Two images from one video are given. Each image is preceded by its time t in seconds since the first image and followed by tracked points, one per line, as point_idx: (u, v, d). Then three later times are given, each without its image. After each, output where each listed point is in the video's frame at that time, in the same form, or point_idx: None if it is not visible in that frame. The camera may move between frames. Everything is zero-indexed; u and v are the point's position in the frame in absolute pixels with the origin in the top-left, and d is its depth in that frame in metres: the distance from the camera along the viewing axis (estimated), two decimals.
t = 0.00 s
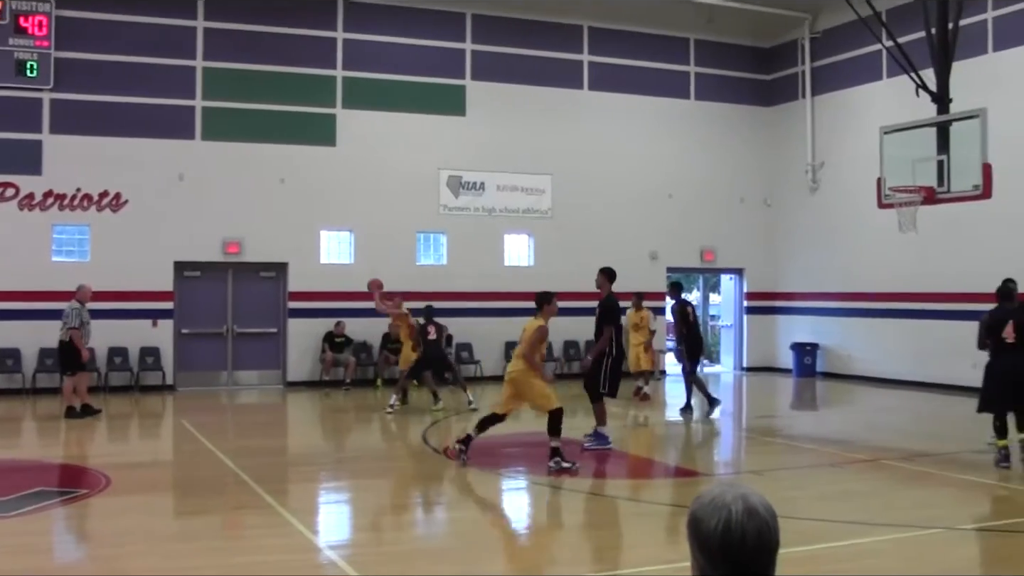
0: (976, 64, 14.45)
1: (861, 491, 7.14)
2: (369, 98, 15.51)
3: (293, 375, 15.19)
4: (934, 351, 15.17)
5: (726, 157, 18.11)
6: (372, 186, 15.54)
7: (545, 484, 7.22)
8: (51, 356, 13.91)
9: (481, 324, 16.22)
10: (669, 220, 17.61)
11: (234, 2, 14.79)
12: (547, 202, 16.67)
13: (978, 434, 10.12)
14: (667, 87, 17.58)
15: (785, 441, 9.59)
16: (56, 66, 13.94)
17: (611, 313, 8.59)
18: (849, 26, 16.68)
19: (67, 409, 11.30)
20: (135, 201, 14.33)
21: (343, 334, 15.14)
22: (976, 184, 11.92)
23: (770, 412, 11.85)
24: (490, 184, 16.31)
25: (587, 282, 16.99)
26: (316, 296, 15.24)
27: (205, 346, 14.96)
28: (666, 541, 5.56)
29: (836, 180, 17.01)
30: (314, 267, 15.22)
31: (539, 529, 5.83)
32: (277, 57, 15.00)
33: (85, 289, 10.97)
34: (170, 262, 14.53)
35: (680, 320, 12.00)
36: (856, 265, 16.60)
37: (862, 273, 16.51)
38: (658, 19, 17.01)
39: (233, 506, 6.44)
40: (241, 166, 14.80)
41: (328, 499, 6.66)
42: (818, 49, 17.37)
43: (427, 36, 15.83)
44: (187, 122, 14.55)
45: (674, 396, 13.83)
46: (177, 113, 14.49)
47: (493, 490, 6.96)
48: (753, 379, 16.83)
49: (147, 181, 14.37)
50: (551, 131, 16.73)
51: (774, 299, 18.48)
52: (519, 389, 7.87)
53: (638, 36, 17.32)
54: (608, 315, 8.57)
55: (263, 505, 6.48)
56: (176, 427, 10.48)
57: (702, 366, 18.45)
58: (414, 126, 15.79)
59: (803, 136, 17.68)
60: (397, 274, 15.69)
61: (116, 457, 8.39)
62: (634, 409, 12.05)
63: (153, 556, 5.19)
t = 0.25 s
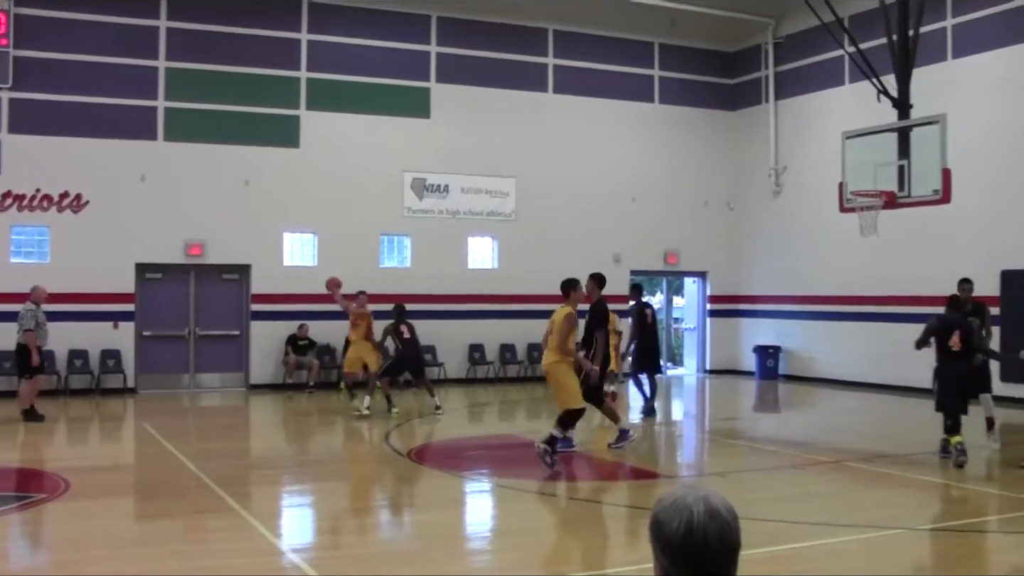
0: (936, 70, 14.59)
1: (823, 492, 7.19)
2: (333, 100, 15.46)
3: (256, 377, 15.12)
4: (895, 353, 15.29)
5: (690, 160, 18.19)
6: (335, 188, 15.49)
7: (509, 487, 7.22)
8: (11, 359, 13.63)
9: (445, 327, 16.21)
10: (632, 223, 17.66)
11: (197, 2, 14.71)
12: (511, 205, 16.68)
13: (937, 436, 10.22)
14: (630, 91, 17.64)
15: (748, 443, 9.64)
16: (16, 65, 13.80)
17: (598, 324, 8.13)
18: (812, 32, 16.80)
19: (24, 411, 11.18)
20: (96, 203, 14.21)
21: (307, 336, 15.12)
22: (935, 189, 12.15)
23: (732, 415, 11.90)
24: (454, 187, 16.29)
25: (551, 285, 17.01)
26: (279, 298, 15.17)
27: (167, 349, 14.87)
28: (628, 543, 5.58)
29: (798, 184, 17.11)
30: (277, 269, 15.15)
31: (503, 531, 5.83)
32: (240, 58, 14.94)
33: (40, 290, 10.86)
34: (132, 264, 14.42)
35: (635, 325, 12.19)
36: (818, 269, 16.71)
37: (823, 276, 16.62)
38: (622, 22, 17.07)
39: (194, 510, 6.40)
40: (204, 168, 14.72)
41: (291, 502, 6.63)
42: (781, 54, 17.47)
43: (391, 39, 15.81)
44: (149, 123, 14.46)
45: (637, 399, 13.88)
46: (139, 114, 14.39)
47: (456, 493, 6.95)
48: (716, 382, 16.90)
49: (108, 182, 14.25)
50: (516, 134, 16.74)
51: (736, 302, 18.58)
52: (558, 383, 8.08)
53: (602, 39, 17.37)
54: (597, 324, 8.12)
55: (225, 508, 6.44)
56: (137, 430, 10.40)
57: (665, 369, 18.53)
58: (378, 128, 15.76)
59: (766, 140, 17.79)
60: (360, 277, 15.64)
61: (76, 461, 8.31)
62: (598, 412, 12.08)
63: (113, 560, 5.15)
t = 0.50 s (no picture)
0: (894, 72, 14.72)
1: (783, 491, 7.24)
2: (294, 100, 15.41)
3: (216, 378, 15.05)
4: (853, 353, 15.41)
5: (651, 161, 18.26)
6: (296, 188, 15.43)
7: (470, 487, 7.23)
8: None
9: (406, 327, 16.19)
10: (593, 224, 17.71)
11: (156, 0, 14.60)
12: (472, 205, 16.69)
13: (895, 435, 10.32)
14: (592, 91, 17.68)
15: (708, 443, 9.69)
16: None
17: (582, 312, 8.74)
18: (772, 33, 16.91)
19: None
20: (54, 202, 14.08)
21: (267, 337, 15.08)
22: (892, 190, 12.30)
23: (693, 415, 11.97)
24: (416, 187, 16.28)
25: (512, 286, 17.03)
26: (239, 298, 15.09)
27: (126, 349, 14.77)
28: (589, 543, 5.60)
29: (758, 185, 17.22)
30: (237, 269, 15.08)
31: (464, 532, 5.84)
32: (200, 57, 14.86)
33: None
34: (90, 264, 14.31)
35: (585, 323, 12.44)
36: (778, 269, 16.82)
37: (782, 276, 16.73)
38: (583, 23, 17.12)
39: (154, 512, 6.37)
40: (163, 168, 14.62)
41: (252, 503, 6.61)
42: (741, 55, 17.57)
43: (352, 38, 15.77)
44: (108, 122, 14.35)
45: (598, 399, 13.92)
46: (98, 113, 14.28)
47: (417, 493, 6.96)
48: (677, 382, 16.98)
49: (66, 182, 14.12)
50: (477, 135, 16.74)
51: (697, 302, 18.67)
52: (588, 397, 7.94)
53: (564, 40, 17.41)
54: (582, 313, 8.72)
55: (185, 510, 6.41)
56: (96, 431, 10.32)
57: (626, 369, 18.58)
58: (339, 128, 15.72)
59: (726, 141, 17.88)
60: (321, 277, 15.60)
61: (33, 462, 8.25)
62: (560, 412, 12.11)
63: (72, 563, 5.11)
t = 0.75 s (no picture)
0: (858, 76, 14.85)
1: (748, 492, 7.29)
2: (259, 101, 15.36)
3: (180, 380, 14.97)
4: (817, 355, 15.52)
5: (616, 164, 18.32)
6: (261, 190, 15.38)
7: (435, 488, 7.23)
8: None
9: (372, 329, 16.17)
10: (559, 226, 17.75)
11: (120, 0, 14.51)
12: (437, 207, 16.68)
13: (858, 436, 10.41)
14: (557, 93, 17.72)
15: (673, 444, 9.73)
16: None
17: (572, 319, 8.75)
18: (737, 37, 17.02)
19: None
20: (15, 204, 13.96)
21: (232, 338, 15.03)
22: (857, 194, 12.52)
23: (659, 416, 12.01)
24: (381, 189, 16.25)
25: (478, 287, 17.04)
26: (203, 300, 15.02)
27: (89, 351, 14.67)
28: (554, 544, 5.61)
29: (723, 187, 17.31)
30: (202, 271, 15.00)
31: (430, 534, 5.84)
32: (164, 58, 14.78)
33: None
34: (53, 266, 14.19)
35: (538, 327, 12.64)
36: (742, 271, 16.91)
37: (747, 279, 16.83)
38: (549, 25, 17.17)
39: (118, 515, 6.33)
40: (127, 169, 14.53)
41: (216, 506, 6.59)
42: (707, 58, 17.66)
43: (318, 40, 15.75)
44: (71, 122, 14.24)
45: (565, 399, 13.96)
46: (60, 113, 14.16)
47: (383, 495, 6.95)
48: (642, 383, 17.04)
49: (28, 183, 13.99)
50: (443, 136, 16.73)
51: (662, 304, 18.74)
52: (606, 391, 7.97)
53: (530, 42, 17.45)
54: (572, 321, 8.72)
55: (149, 513, 6.38)
56: (59, 435, 10.25)
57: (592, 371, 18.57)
58: (305, 129, 15.68)
59: (691, 144, 17.97)
60: (286, 279, 15.55)
61: None
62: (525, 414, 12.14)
63: (33, 567, 5.07)
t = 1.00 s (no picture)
0: (817, 79, 14.95)
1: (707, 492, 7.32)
2: (218, 100, 15.25)
3: (138, 381, 14.85)
4: (776, 356, 15.61)
5: (577, 165, 18.35)
6: (221, 190, 15.28)
7: (395, 490, 7.21)
8: None
9: (332, 330, 16.11)
10: (520, 227, 17.76)
11: None
12: (398, 208, 16.64)
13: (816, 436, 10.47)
14: (519, 95, 17.73)
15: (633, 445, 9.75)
16: None
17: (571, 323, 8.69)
18: (697, 40, 17.10)
19: None
20: None
21: (191, 339, 14.92)
22: (814, 195, 12.38)
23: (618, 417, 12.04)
24: (342, 189, 16.19)
25: (439, 288, 17.01)
26: (162, 300, 14.90)
27: (45, 353, 14.51)
28: (513, 545, 5.60)
29: (683, 189, 17.37)
30: (160, 271, 14.87)
31: (389, 536, 5.81)
32: (123, 56, 14.64)
33: None
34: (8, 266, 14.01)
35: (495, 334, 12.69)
36: (702, 273, 16.98)
37: (707, 280, 16.90)
38: (511, 25, 17.17)
39: (74, 518, 6.26)
40: (84, 168, 14.37)
41: (173, 509, 6.53)
42: (668, 60, 17.73)
43: (278, 39, 15.67)
44: (27, 120, 14.07)
45: (525, 399, 13.97)
46: (16, 111, 13.98)
47: (342, 497, 6.92)
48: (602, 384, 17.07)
49: None
50: (404, 135, 16.70)
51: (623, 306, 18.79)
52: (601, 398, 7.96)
53: (491, 43, 17.44)
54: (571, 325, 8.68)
55: (105, 516, 6.31)
56: (13, 437, 10.13)
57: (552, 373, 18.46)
58: (265, 129, 15.59)
59: (652, 145, 18.04)
60: (245, 279, 15.46)
61: None
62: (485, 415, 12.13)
63: None
